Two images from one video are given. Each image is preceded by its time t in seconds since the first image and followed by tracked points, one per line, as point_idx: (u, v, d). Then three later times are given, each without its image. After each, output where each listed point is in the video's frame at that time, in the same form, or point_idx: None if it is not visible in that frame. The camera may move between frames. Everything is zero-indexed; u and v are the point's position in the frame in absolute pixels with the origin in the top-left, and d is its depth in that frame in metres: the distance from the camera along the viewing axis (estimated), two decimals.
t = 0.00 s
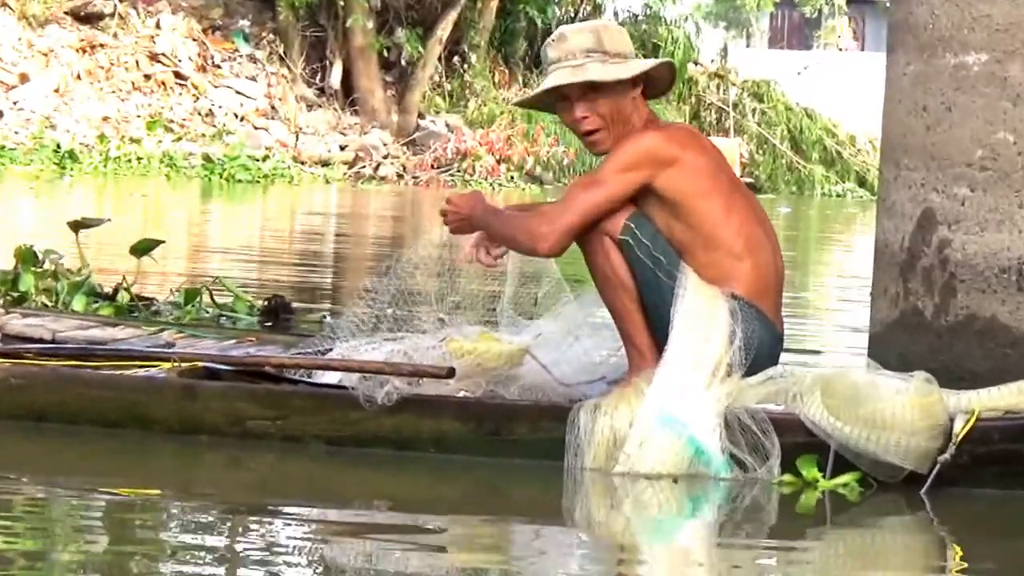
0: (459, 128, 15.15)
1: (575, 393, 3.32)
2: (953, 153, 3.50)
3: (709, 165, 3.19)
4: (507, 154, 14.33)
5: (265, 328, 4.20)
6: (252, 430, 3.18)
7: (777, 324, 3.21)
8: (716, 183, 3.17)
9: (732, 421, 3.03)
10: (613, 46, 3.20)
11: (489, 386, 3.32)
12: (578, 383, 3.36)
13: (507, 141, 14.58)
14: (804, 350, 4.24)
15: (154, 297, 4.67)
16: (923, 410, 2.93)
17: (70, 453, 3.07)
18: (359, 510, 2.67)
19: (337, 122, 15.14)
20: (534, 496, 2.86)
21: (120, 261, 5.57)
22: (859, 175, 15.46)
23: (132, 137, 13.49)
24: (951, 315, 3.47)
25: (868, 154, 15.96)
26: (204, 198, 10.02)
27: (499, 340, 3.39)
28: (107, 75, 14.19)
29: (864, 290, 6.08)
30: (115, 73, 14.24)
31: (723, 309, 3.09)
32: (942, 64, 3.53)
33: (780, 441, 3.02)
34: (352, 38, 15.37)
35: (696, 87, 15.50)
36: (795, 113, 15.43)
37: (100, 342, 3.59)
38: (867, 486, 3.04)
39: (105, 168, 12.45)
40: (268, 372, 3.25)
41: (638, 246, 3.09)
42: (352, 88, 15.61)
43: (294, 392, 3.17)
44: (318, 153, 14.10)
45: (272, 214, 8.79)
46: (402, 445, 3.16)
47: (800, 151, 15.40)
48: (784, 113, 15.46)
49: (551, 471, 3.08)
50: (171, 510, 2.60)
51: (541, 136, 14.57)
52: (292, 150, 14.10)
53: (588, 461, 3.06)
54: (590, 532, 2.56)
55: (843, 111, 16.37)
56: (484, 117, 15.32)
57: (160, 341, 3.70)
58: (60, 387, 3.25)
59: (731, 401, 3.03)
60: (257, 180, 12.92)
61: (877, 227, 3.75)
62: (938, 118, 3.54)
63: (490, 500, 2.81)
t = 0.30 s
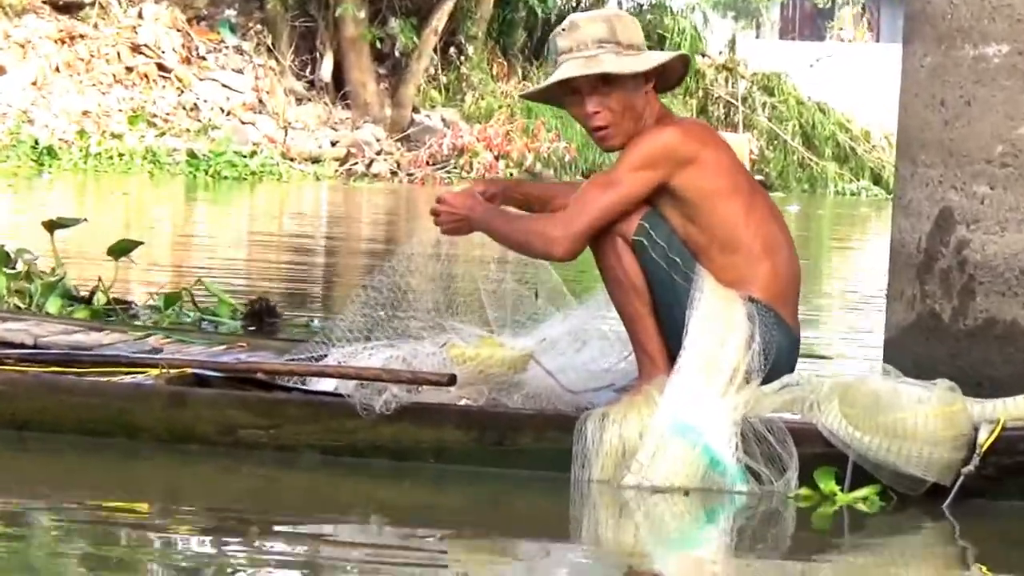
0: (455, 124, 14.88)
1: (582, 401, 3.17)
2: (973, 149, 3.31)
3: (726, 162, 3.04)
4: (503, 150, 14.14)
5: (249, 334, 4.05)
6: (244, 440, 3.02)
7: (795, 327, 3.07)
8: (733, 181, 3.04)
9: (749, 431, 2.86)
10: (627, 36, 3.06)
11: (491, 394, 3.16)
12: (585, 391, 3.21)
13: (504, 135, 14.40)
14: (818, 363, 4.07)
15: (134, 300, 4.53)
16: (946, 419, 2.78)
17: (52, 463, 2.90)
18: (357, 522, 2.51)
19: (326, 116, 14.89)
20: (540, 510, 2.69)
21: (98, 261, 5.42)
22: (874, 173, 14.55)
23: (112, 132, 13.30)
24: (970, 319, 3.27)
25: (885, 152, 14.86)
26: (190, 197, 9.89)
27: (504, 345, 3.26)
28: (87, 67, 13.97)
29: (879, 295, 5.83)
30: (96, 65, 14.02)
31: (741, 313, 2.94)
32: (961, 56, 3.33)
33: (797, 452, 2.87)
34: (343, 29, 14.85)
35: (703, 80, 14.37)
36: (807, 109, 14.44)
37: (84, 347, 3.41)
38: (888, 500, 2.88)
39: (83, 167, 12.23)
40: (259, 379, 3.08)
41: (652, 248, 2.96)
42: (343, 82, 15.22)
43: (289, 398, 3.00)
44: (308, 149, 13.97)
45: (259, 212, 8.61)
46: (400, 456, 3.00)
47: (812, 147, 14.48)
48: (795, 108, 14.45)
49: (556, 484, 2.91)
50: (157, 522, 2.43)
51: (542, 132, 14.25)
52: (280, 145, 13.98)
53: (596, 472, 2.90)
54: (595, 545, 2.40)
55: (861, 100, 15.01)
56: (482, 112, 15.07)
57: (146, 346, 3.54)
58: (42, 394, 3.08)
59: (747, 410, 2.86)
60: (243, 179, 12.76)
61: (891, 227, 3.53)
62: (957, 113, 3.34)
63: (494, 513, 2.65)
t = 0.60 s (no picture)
0: (453, 124, 14.87)
1: (583, 402, 3.17)
2: (970, 149, 3.30)
3: (725, 165, 3.04)
4: (502, 150, 14.13)
5: (240, 334, 4.07)
6: (244, 440, 3.02)
7: (795, 330, 3.07)
8: (732, 185, 3.03)
9: (749, 432, 2.86)
10: (605, 47, 3.01)
11: (492, 394, 3.17)
12: (586, 392, 3.21)
13: (502, 137, 14.41)
14: (818, 365, 4.07)
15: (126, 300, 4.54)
16: (949, 421, 2.78)
17: (51, 464, 2.89)
18: (357, 522, 2.50)
19: (323, 116, 14.88)
20: (540, 511, 2.68)
21: (91, 261, 5.42)
22: (871, 172, 14.52)
23: (109, 132, 13.26)
24: (966, 319, 3.27)
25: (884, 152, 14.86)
26: (185, 197, 9.85)
27: (505, 347, 3.26)
28: (85, 68, 13.94)
29: (878, 298, 5.82)
30: (94, 66, 14.00)
31: (739, 316, 2.94)
32: (959, 56, 3.33)
33: (798, 453, 2.87)
34: (340, 30, 14.85)
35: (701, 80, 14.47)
36: (805, 110, 14.38)
37: (83, 348, 3.41)
38: (889, 499, 2.88)
39: (82, 167, 12.18)
40: (259, 379, 3.08)
41: (651, 249, 2.96)
42: (341, 82, 15.23)
43: (288, 399, 3.00)
44: (306, 150, 13.95)
45: (255, 213, 8.60)
46: (401, 456, 3.00)
47: (810, 147, 14.38)
48: (793, 109, 14.40)
49: (556, 484, 2.91)
50: (156, 522, 2.43)
51: (540, 132, 14.27)
52: (276, 146, 13.95)
53: (596, 471, 2.89)
54: (594, 545, 2.41)
55: (856, 100, 15.03)
56: (479, 112, 15.10)
57: (146, 347, 3.53)
58: (42, 394, 3.07)
59: (748, 411, 2.85)
60: (238, 180, 12.69)
61: (889, 227, 3.53)
62: (956, 114, 3.34)
63: (494, 514, 2.64)
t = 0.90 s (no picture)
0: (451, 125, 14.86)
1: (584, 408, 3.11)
2: (967, 151, 3.30)
3: (714, 167, 3.03)
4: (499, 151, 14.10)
5: (233, 334, 4.08)
6: (246, 442, 3.01)
7: (791, 335, 3.04)
8: (722, 188, 3.02)
9: (750, 435, 2.88)
10: (586, 53, 3.04)
11: (494, 397, 3.17)
12: (588, 397, 3.17)
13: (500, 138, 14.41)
14: (816, 367, 4.06)
15: (118, 301, 4.54)
16: (951, 423, 2.78)
17: (51, 466, 2.87)
18: (358, 524, 2.50)
19: (321, 117, 14.92)
20: (543, 513, 2.68)
21: (85, 261, 5.43)
22: (868, 174, 14.61)
23: (107, 133, 13.24)
24: (964, 320, 3.27)
25: (881, 154, 14.92)
26: (182, 198, 9.85)
27: (507, 352, 3.28)
28: (82, 69, 13.95)
29: (874, 298, 5.82)
30: (91, 67, 14.00)
31: (733, 321, 2.95)
32: (957, 58, 3.32)
33: (802, 455, 2.88)
34: (337, 31, 14.85)
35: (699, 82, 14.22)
36: (802, 111, 14.34)
37: (84, 349, 3.41)
38: (891, 501, 2.88)
39: (79, 168, 12.16)
40: (262, 380, 3.09)
41: (642, 252, 2.96)
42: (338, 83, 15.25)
43: (291, 401, 3.00)
44: (303, 151, 13.91)
45: (251, 214, 8.61)
46: (403, 457, 3.00)
47: (807, 149, 14.35)
48: (790, 111, 14.32)
49: (559, 486, 2.91)
50: (156, 525, 2.42)
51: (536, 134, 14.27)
52: (274, 147, 13.93)
53: (599, 473, 2.90)
54: (596, 547, 2.41)
55: (853, 102, 15.04)
56: (476, 113, 15.12)
57: (147, 348, 3.53)
58: (43, 396, 3.06)
59: (748, 414, 2.86)
60: (235, 180, 12.67)
61: (887, 229, 3.53)
62: (953, 115, 3.33)
63: (497, 516, 2.64)
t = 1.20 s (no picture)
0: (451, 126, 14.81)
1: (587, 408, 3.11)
2: (967, 154, 3.29)
3: (709, 168, 3.03)
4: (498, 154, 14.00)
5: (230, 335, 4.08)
6: (250, 444, 3.01)
7: (791, 336, 3.04)
8: (717, 189, 3.02)
9: (752, 436, 2.88)
10: (583, 56, 3.03)
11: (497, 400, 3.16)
12: (591, 397, 3.18)
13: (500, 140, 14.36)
14: (818, 369, 4.06)
15: (115, 301, 4.55)
16: (955, 425, 2.78)
17: (54, 469, 2.87)
18: (358, 528, 2.50)
19: (321, 119, 14.91)
20: (544, 516, 2.68)
21: (82, 262, 5.44)
22: (868, 176, 14.58)
23: (106, 135, 13.25)
24: (964, 322, 3.26)
25: (881, 155, 14.89)
26: (182, 200, 9.85)
27: (515, 358, 3.30)
28: (81, 70, 13.99)
29: (870, 299, 5.82)
30: (90, 68, 14.04)
31: (733, 321, 2.93)
32: (955, 60, 3.32)
33: (803, 456, 2.87)
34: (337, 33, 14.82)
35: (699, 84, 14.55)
36: (802, 113, 14.33)
37: (86, 351, 3.41)
38: (895, 503, 2.88)
39: (77, 169, 12.16)
40: (265, 382, 3.09)
41: (639, 254, 2.97)
42: (338, 85, 15.27)
43: (293, 403, 3.00)
44: (302, 151, 13.89)
45: (250, 216, 8.62)
46: (407, 459, 2.99)
47: (807, 150, 14.35)
48: (790, 113, 14.33)
49: (561, 489, 2.91)
50: (156, 528, 2.41)
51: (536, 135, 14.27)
52: (274, 149, 13.89)
53: (603, 476, 2.91)
54: (598, 551, 2.40)
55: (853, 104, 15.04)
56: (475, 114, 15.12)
57: (150, 350, 3.53)
58: (46, 398, 3.06)
59: (749, 417, 2.86)
60: (233, 182, 12.66)
61: (887, 231, 3.52)
62: (952, 116, 3.33)
63: (498, 519, 2.63)
